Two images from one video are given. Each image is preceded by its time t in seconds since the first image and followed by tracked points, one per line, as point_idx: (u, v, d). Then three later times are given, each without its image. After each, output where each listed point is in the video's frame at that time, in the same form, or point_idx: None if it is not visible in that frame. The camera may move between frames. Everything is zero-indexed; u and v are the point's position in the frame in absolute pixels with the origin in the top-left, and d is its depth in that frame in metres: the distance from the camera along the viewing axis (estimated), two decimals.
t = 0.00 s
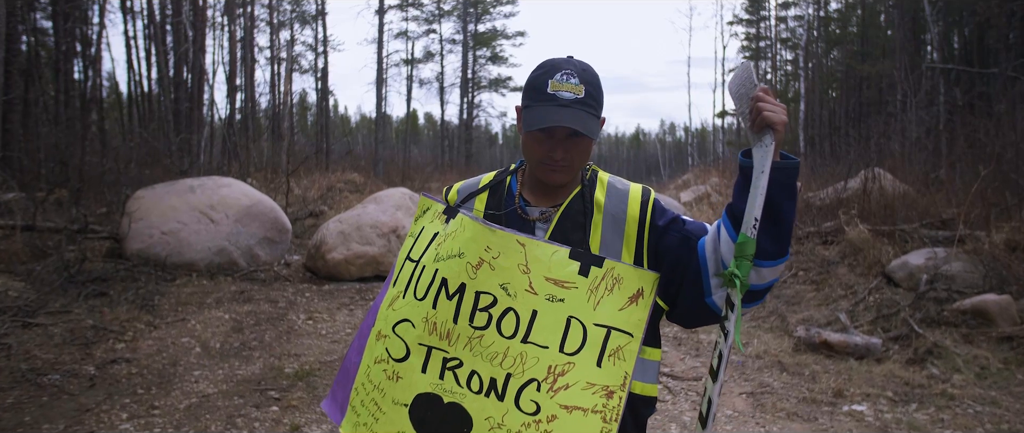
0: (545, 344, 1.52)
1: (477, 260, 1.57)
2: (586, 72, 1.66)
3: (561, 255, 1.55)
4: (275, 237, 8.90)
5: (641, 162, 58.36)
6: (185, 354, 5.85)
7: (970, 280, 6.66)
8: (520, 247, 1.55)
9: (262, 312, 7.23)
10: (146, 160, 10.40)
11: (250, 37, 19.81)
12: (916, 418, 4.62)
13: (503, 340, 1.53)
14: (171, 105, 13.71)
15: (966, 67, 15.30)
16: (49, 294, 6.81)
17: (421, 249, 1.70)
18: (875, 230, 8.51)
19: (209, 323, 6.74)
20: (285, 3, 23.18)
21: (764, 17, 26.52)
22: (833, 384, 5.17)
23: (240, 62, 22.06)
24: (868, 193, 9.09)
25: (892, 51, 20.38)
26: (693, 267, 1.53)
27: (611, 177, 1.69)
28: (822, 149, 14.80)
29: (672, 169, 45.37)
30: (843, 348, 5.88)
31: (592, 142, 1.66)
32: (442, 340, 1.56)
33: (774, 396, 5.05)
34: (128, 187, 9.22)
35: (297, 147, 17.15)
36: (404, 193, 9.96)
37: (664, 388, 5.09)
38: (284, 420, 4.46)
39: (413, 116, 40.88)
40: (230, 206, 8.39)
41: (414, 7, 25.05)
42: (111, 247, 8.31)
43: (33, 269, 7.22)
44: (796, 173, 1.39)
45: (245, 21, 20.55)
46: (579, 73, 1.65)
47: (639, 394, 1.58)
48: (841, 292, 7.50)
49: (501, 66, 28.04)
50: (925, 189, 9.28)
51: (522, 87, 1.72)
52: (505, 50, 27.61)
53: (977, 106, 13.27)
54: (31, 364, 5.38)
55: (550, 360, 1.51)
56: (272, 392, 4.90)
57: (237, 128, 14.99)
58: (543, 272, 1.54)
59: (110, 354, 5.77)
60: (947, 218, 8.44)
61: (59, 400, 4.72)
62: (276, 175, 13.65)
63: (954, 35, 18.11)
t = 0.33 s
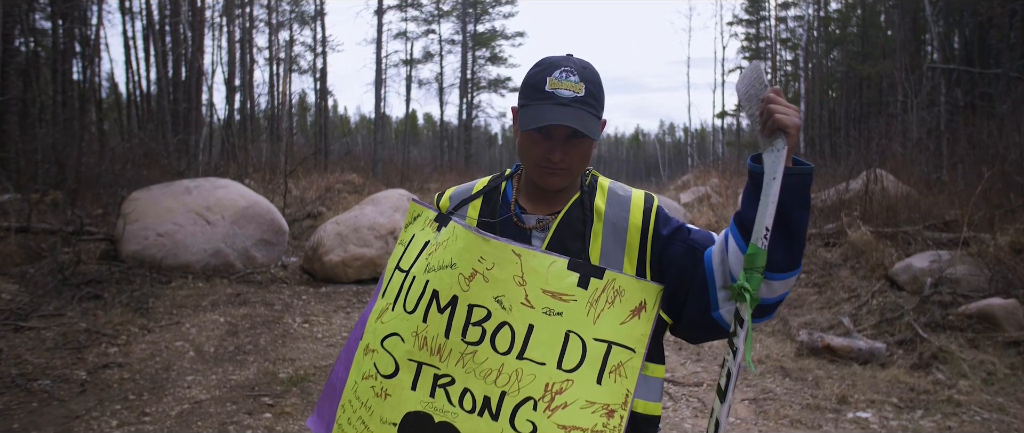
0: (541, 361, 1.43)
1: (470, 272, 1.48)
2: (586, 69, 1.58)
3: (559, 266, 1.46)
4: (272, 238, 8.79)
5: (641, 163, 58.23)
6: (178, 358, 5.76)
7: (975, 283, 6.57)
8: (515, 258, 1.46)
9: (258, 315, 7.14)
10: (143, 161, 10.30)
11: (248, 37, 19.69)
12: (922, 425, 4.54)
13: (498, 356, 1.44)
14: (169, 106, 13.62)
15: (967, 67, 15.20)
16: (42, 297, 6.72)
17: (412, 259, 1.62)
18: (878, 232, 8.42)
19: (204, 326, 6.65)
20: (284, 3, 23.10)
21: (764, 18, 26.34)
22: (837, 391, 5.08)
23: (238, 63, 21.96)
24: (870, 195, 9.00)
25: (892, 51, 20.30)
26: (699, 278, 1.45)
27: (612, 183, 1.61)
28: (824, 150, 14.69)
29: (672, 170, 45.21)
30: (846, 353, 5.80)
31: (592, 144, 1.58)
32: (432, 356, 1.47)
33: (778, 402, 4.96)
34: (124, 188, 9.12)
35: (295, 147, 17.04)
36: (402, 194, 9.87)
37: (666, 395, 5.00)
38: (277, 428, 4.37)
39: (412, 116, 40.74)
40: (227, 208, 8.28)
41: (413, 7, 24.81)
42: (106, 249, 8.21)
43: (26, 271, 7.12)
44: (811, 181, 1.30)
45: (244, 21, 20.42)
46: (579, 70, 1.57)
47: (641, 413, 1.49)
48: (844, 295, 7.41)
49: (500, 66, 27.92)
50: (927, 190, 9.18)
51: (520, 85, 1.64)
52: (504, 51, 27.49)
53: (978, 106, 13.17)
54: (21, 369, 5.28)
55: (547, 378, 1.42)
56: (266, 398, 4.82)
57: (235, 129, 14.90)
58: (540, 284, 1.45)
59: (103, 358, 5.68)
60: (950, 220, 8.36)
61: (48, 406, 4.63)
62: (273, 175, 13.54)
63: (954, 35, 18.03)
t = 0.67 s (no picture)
0: (536, 379, 1.34)
1: (460, 285, 1.39)
2: (583, 68, 1.52)
3: (554, 278, 1.38)
4: (268, 240, 8.67)
5: (640, 164, 58.13)
6: (170, 364, 5.67)
7: (977, 286, 6.50)
8: (507, 269, 1.38)
9: (252, 318, 7.05)
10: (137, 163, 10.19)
11: (245, 38, 19.57)
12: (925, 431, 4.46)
13: (489, 374, 1.35)
14: (165, 107, 13.52)
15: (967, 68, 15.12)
16: (33, 300, 6.62)
17: (398, 270, 1.54)
18: (878, 234, 8.34)
19: (197, 330, 6.55)
20: (282, 4, 23.00)
21: (763, 18, 26.26)
22: (839, 396, 5.00)
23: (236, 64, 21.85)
24: (870, 196, 8.92)
25: (891, 52, 20.21)
26: (703, 291, 1.36)
27: (610, 190, 1.54)
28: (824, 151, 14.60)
29: (670, 171, 45.14)
30: (847, 357, 5.72)
31: (590, 146, 1.51)
32: (420, 374, 1.38)
33: (778, 408, 4.89)
34: (118, 190, 9.01)
35: (292, 148, 16.92)
36: (399, 196, 9.79)
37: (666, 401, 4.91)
38: None
39: (411, 117, 40.61)
40: (222, 210, 8.18)
41: (411, 8, 24.69)
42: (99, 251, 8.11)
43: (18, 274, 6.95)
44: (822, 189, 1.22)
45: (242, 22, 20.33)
46: (577, 69, 1.51)
47: None
48: (844, 297, 7.33)
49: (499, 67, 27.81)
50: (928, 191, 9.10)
51: (514, 85, 1.58)
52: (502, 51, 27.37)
53: (977, 107, 13.09)
54: (9, 374, 5.18)
55: (542, 397, 1.33)
56: (258, 405, 4.74)
57: (232, 130, 14.80)
58: (534, 298, 1.37)
59: (93, 363, 5.59)
60: (950, 221, 8.29)
61: (35, 414, 4.54)
62: (270, 177, 13.43)
63: (953, 36, 17.97)
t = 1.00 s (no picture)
0: (530, 399, 1.26)
1: (449, 300, 1.31)
2: (580, 67, 1.46)
3: (550, 292, 1.30)
4: (264, 242, 8.55)
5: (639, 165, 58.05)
6: (163, 368, 5.59)
7: (980, 290, 6.43)
8: (499, 282, 1.30)
9: (247, 322, 6.96)
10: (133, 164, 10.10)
11: (243, 38, 19.46)
12: None
13: (480, 394, 1.27)
14: (162, 107, 13.43)
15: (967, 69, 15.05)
16: (25, 303, 6.51)
17: (385, 282, 1.46)
18: (879, 236, 8.26)
19: (191, 334, 6.45)
20: (280, 5, 22.91)
21: (763, 19, 26.16)
22: (842, 402, 4.92)
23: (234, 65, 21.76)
24: (871, 198, 8.84)
25: (892, 52, 20.14)
26: (707, 306, 1.29)
27: (608, 198, 1.46)
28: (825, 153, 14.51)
29: (669, 171, 45.10)
30: (849, 362, 5.63)
31: (586, 150, 1.45)
32: (407, 393, 1.30)
33: (780, 415, 4.80)
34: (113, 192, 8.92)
35: (290, 149, 16.83)
36: (396, 197, 9.71)
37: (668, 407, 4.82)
38: None
39: (410, 118, 40.50)
40: (218, 212, 8.07)
41: (409, 8, 24.55)
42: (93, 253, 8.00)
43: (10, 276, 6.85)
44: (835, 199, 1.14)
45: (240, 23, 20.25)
46: (573, 68, 1.45)
47: None
48: (846, 301, 7.25)
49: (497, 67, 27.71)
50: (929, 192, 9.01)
51: (508, 86, 1.52)
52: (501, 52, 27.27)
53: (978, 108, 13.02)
54: None
55: (536, 418, 1.25)
56: (250, 411, 4.67)
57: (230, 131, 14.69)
58: (528, 313, 1.29)
59: (85, 368, 5.49)
60: (953, 223, 8.22)
61: (24, 420, 4.45)
62: (267, 178, 13.33)
63: (953, 36, 17.90)
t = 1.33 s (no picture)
0: (521, 419, 1.18)
1: (436, 313, 1.23)
2: (575, 64, 1.40)
3: (543, 305, 1.22)
4: (260, 244, 8.41)
5: (638, 165, 58.02)
6: (155, 372, 5.50)
7: (982, 292, 6.37)
8: (490, 296, 1.22)
9: (242, 325, 6.82)
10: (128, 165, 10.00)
11: (241, 38, 19.37)
12: None
13: (468, 413, 1.19)
14: (159, 107, 13.32)
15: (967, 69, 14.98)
16: (17, 306, 6.39)
17: (369, 293, 1.39)
18: (880, 238, 8.12)
19: (185, 338, 6.33)
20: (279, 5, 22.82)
21: (762, 19, 26.08)
22: (844, 407, 4.85)
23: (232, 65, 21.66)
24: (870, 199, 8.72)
25: (891, 52, 20.06)
26: (710, 321, 1.21)
27: (605, 205, 1.39)
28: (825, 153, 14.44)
29: (668, 172, 45.03)
30: (851, 365, 5.55)
31: (581, 152, 1.38)
32: (390, 412, 1.22)
33: (781, 421, 4.72)
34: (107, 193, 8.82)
35: (288, 149, 16.74)
36: (394, 198, 9.64)
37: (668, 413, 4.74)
38: None
39: (409, 119, 40.37)
40: (213, 213, 7.89)
41: (408, 9, 24.42)
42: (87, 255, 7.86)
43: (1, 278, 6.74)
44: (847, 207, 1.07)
45: (238, 23, 20.15)
46: (567, 66, 1.38)
47: None
48: (846, 303, 7.17)
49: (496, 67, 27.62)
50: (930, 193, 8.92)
51: (498, 86, 1.45)
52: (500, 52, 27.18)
53: (978, 109, 12.96)
54: None
55: None
56: (243, 417, 4.62)
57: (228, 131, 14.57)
58: (520, 326, 1.21)
59: (75, 373, 5.40)
60: (953, 225, 8.17)
61: (12, 426, 4.37)
62: (264, 179, 13.24)
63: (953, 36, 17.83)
